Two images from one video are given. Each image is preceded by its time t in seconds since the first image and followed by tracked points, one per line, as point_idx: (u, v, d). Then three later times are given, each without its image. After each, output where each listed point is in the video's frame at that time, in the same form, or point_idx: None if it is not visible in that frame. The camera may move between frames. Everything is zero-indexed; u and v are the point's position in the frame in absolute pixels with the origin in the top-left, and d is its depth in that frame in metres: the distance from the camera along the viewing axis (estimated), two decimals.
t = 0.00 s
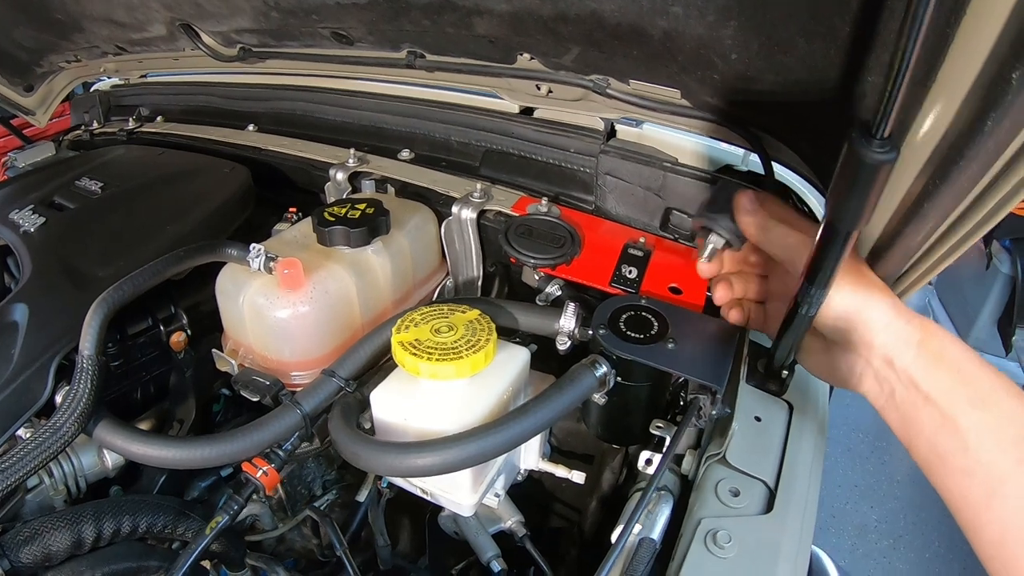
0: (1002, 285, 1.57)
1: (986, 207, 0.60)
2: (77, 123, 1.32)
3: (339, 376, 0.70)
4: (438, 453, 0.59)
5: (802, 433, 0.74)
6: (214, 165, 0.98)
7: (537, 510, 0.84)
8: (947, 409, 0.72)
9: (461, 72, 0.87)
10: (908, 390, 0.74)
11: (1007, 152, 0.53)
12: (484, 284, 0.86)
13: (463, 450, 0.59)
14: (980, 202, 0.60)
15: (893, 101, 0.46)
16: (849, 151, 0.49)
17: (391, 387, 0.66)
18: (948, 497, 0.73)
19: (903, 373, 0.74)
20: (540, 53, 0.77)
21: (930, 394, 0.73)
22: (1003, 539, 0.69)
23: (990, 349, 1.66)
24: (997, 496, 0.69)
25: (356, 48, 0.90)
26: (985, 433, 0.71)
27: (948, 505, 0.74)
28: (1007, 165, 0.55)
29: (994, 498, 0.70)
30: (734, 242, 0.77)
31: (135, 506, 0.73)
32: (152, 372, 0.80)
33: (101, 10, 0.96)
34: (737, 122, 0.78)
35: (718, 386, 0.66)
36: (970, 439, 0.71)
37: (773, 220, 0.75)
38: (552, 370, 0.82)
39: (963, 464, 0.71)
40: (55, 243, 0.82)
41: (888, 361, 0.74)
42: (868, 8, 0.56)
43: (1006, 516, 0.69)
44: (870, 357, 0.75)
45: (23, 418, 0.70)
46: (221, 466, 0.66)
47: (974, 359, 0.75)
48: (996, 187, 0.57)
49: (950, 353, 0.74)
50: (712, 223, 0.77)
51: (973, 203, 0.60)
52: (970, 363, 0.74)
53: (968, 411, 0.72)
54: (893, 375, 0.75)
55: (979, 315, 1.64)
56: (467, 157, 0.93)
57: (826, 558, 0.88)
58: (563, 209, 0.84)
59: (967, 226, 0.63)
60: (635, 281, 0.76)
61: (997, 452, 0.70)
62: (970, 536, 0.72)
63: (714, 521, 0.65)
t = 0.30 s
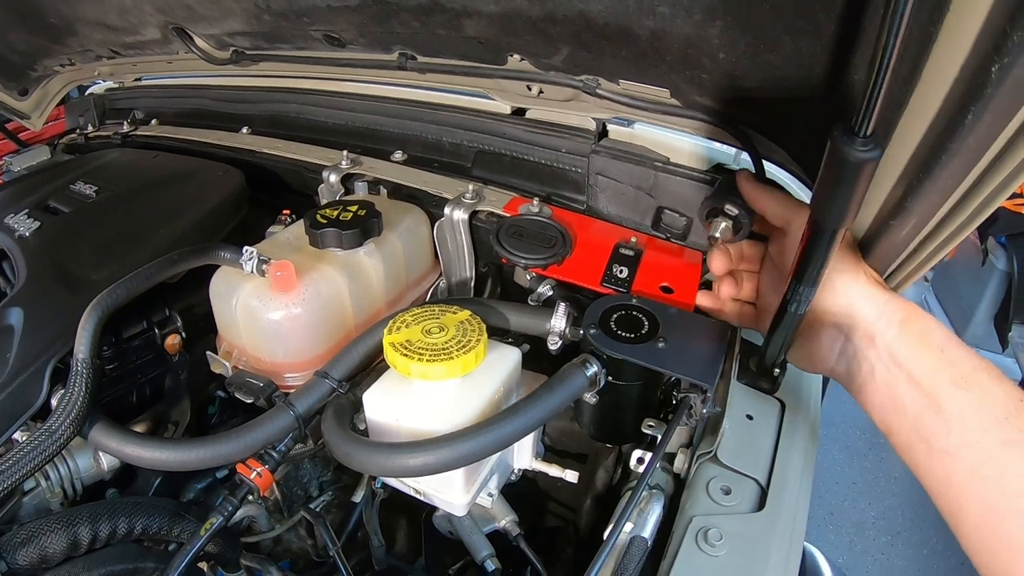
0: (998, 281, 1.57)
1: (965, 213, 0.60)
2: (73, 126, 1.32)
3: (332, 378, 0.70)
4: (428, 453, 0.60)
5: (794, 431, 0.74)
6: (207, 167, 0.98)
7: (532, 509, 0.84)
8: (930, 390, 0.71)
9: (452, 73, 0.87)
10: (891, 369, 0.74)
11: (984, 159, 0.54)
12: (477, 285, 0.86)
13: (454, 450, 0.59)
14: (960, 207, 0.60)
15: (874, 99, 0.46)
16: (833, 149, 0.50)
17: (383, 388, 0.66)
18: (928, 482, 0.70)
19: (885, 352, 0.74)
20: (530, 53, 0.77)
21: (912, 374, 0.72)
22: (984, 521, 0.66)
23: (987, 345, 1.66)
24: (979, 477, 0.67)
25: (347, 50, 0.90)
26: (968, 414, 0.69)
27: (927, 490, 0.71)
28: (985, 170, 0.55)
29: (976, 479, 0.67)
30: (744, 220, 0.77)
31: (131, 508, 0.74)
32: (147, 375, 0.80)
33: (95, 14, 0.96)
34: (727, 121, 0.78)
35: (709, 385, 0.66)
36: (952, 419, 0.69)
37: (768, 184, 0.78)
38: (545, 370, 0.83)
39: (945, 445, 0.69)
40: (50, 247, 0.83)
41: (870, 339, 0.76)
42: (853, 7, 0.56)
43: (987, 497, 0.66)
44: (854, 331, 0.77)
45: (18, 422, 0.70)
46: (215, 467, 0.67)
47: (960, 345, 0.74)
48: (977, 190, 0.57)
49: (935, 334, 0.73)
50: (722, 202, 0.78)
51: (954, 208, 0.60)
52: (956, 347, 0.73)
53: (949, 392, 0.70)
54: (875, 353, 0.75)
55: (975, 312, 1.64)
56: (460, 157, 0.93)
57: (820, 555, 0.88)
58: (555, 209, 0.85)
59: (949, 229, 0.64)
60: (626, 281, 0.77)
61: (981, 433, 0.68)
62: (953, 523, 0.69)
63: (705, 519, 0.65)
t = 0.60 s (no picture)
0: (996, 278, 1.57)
1: (959, 209, 0.60)
2: (70, 129, 1.32)
3: (328, 378, 0.71)
4: (424, 452, 0.60)
5: (791, 428, 0.74)
6: (203, 168, 0.98)
7: (530, 508, 0.84)
8: (922, 376, 0.70)
9: (447, 72, 0.87)
10: (883, 356, 0.73)
11: (979, 152, 0.54)
12: (473, 283, 0.86)
13: (450, 450, 0.59)
14: (951, 205, 0.60)
15: (867, 93, 0.46)
16: (826, 144, 0.50)
17: (378, 388, 0.66)
18: (920, 471, 0.69)
19: (876, 340, 0.74)
20: (524, 52, 0.77)
21: (904, 359, 0.71)
22: (978, 512, 0.63)
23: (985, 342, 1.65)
24: (972, 465, 0.64)
25: (343, 50, 0.90)
26: (961, 402, 0.68)
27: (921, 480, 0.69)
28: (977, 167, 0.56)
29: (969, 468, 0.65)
30: (732, 218, 0.78)
31: (127, 509, 0.74)
32: (143, 376, 0.80)
33: (90, 16, 0.96)
34: (723, 119, 0.77)
35: (705, 383, 0.66)
36: (945, 407, 0.68)
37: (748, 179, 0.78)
38: (542, 368, 0.83)
39: (938, 433, 0.67)
40: (46, 249, 0.83)
41: (863, 326, 0.75)
42: (846, 3, 0.56)
43: (980, 486, 0.64)
44: (847, 323, 0.76)
45: (15, 424, 0.70)
46: (210, 468, 0.67)
47: (957, 333, 0.72)
48: (970, 187, 0.57)
49: (929, 321, 0.72)
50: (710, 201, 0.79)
51: (947, 204, 0.60)
52: (952, 335, 0.72)
53: (941, 379, 0.69)
54: (869, 341, 0.74)
55: (973, 308, 1.64)
56: (455, 156, 0.93)
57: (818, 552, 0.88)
58: (550, 207, 0.85)
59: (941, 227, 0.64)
60: (622, 278, 0.76)
61: (975, 422, 0.66)
62: (947, 515, 0.66)
63: (702, 517, 0.65)
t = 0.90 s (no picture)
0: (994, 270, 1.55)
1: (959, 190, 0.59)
2: (61, 126, 1.31)
3: (315, 370, 0.69)
4: (411, 446, 0.58)
5: (790, 420, 0.73)
6: (192, 162, 0.97)
7: (525, 503, 0.82)
8: (921, 367, 0.68)
9: (437, 61, 0.86)
10: (880, 346, 0.71)
11: (981, 128, 0.52)
12: (464, 275, 0.85)
13: (437, 443, 0.58)
14: (953, 185, 0.59)
15: (863, 66, 0.45)
16: (823, 120, 0.48)
17: (365, 380, 0.65)
18: (919, 461, 0.67)
19: (872, 330, 0.71)
20: (515, 38, 0.76)
21: (902, 350, 0.69)
22: (979, 502, 0.63)
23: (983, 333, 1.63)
24: (973, 456, 0.63)
25: (331, 40, 0.89)
26: (960, 392, 0.66)
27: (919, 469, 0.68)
28: (978, 147, 0.54)
29: (969, 459, 0.64)
30: (723, 200, 0.76)
31: (113, 506, 0.72)
32: (131, 371, 0.79)
33: (78, 10, 0.95)
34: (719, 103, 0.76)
35: (701, 373, 0.65)
36: (944, 397, 0.66)
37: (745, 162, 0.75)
38: (535, 360, 0.81)
39: (936, 423, 0.66)
40: (32, 244, 0.82)
41: (860, 316, 0.72)
42: None
43: (981, 477, 0.63)
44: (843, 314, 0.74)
45: None
46: (195, 464, 0.65)
47: (954, 319, 0.70)
48: (971, 165, 0.55)
49: (927, 309, 0.69)
50: (704, 182, 0.75)
51: (948, 184, 0.59)
52: (949, 321, 0.69)
53: (940, 369, 0.67)
54: (866, 332, 0.72)
55: (971, 300, 1.62)
56: (448, 147, 0.92)
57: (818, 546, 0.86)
58: (543, 197, 0.83)
59: (943, 209, 0.62)
60: (615, 268, 0.75)
61: (974, 412, 0.65)
62: (946, 504, 0.66)
63: (698, 511, 0.63)
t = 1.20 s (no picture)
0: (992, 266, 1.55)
1: (952, 190, 0.59)
2: (58, 129, 1.31)
3: (315, 372, 0.70)
4: (409, 446, 0.59)
5: (786, 418, 0.73)
6: (189, 165, 0.97)
7: (524, 501, 0.83)
8: (917, 386, 0.67)
9: (433, 63, 0.86)
10: (876, 363, 0.71)
11: (974, 128, 0.52)
12: (462, 276, 0.85)
13: (436, 443, 0.58)
14: (946, 186, 0.59)
15: (854, 68, 0.45)
16: (814, 122, 0.48)
17: (365, 381, 0.65)
18: (920, 480, 0.67)
19: (868, 347, 0.71)
20: (511, 40, 0.76)
21: (897, 369, 0.68)
22: (976, 523, 0.61)
23: (981, 330, 1.64)
24: (970, 477, 0.62)
25: (328, 43, 0.89)
26: (957, 413, 0.64)
27: (922, 488, 0.67)
28: (970, 147, 0.55)
29: (966, 479, 0.62)
30: (732, 205, 0.78)
31: (116, 508, 0.73)
32: (132, 374, 0.80)
33: (75, 13, 0.95)
34: (715, 103, 0.76)
35: (697, 372, 0.65)
36: (940, 418, 0.65)
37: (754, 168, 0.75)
38: (533, 360, 0.82)
39: (932, 443, 0.65)
40: (32, 248, 0.82)
41: (856, 331, 0.72)
42: None
43: (977, 499, 0.61)
44: (841, 328, 0.73)
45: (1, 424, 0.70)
46: (196, 465, 0.66)
47: (955, 338, 0.68)
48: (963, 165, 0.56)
49: (923, 327, 0.68)
50: (709, 187, 0.78)
51: (941, 184, 0.59)
52: (949, 340, 0.68)
53: (936, 389, 0.66)
54: (863, 346, 0.72)
55: (969, 297, 1.62)
56: (444, 148, 0.92)
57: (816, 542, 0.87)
58: (540, 197, 0.84)
59: (935, 210, 0.62)
60: (612, 268, 0.75)
61: (972, 433, 0.63)
62: (945, 523, 0.64)
63: (695, 509, 0.64)
